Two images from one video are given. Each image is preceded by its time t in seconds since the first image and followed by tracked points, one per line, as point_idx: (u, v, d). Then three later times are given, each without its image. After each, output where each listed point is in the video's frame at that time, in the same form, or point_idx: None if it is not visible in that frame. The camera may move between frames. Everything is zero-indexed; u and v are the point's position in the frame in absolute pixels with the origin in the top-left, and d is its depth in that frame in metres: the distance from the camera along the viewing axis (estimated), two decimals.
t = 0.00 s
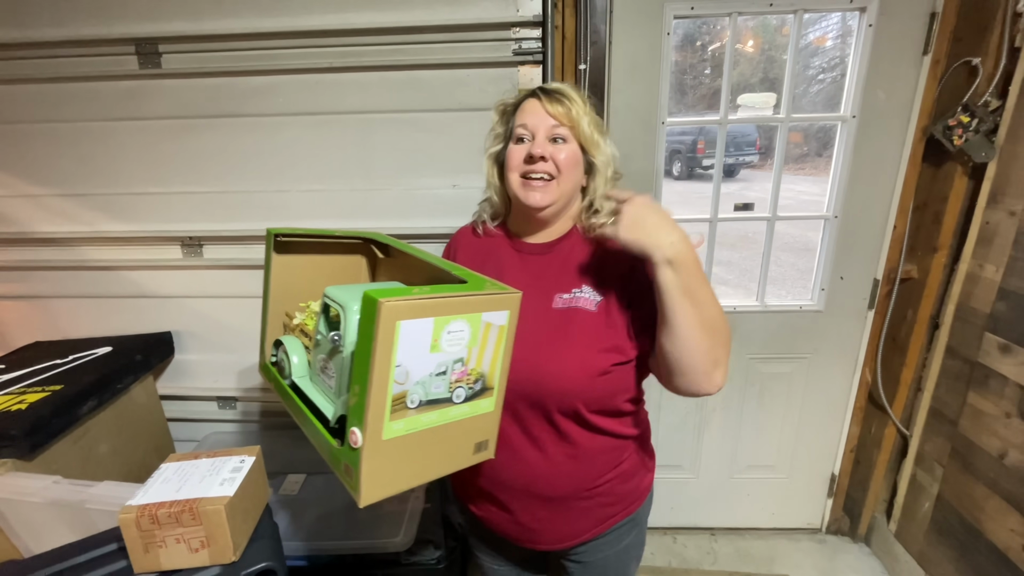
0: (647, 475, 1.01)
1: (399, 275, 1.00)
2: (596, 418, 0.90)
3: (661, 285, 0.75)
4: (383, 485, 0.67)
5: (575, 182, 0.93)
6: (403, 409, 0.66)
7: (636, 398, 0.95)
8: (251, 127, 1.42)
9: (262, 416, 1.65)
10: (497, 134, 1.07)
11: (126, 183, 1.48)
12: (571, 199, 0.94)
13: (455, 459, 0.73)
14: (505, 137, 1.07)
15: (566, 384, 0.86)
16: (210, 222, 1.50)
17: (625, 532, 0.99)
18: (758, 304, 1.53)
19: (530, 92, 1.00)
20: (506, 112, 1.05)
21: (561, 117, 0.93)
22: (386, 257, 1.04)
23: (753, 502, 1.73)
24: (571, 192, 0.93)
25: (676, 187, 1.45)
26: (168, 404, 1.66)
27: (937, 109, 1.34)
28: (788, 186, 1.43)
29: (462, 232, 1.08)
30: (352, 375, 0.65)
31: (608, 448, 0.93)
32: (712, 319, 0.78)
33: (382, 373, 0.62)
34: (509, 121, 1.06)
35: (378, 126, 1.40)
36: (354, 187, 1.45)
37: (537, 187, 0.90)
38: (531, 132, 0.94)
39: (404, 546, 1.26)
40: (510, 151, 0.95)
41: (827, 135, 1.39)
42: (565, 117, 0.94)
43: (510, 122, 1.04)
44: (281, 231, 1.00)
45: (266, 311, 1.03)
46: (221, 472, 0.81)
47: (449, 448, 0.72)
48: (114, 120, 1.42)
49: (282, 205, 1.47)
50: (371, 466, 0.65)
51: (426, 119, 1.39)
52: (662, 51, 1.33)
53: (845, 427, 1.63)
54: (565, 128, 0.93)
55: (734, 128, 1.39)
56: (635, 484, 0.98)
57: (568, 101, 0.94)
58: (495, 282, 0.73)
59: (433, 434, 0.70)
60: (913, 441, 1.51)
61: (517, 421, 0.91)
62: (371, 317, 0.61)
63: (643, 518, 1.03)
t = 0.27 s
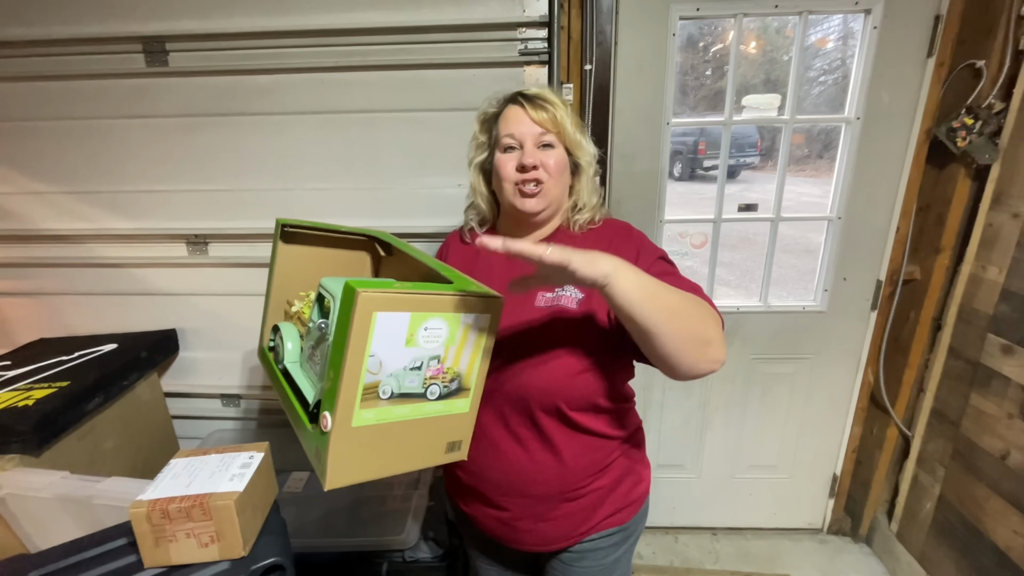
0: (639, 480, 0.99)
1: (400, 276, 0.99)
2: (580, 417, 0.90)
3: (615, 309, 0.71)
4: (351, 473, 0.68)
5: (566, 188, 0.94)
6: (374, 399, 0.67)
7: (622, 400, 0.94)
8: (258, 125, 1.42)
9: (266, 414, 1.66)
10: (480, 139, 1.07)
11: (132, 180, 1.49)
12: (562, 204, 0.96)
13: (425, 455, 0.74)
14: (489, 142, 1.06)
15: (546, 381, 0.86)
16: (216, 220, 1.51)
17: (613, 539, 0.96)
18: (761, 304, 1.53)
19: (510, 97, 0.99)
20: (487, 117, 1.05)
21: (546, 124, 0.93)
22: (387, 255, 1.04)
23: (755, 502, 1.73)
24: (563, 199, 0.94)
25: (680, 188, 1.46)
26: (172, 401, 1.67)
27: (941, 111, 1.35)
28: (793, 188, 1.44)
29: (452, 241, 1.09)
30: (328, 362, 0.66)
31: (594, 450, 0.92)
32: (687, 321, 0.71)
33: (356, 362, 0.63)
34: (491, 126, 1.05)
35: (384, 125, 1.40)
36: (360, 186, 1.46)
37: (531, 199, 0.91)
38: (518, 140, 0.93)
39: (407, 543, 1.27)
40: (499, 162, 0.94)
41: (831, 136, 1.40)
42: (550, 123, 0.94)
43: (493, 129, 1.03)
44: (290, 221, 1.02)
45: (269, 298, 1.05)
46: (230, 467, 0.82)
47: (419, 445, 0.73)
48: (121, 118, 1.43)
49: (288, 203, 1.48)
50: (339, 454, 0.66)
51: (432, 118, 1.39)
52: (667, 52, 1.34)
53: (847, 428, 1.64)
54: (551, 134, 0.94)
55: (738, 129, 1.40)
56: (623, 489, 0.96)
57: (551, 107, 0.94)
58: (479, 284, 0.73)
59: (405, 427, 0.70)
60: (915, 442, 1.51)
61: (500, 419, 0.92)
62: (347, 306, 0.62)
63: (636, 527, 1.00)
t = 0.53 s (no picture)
0: (638, 487, 0.96)
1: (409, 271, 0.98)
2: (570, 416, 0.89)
3: (596, 332, 0.67)
4: (335, 452, 0.70)
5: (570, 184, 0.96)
6: (355, 384, 0.69)
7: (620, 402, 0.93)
8: (265, 125, 1.43)
9: (271, 412, 1.67)
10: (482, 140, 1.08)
11: (140, 179, 1.50)
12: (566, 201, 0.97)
13: (411, 440, 0.76)
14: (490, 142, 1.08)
15: (536, 371, 0.88)
16: (223, 219, 1.52)
17: (607, 542, 0.94)
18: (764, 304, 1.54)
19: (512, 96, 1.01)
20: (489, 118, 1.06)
21: (549, 122, 0.96)
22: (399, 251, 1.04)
23: (757, 501, 1.74)
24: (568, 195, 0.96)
25: (684, 188, 1.47)
26: (178, 399, 1.68)
27: (944, 113, 1.35)
28: (797, 189, 1.45)
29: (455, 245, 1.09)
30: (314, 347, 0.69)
31: (586, 451, 0.90)
32: (670, 313, 0.67)
33: (335, 348, 0.65)
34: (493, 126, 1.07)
35: (390, 125, 1.41)
36: (366, 186, 1.47)
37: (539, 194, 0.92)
38: (522, 138, 0.95)
39: (412, 541, 1.27)
40: (503, 160, 0.96)
41: (834, 138, 1.41)
42: (553, 121, 0.96)
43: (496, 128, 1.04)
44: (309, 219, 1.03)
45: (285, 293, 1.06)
46: (242, 463, 0.83)
47: (404, 430, 0.74)
48: (129, 117, 1.44)
49: (294, 203, 1.49)
50: (321, 435, 0.68)
51: (438, 119, 1.40)
52: (671, 54, 1.35)
53: (848, 427, 1.65)
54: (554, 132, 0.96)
55: (742, 130, 1.40)
56: (618, 492, 0.93)
57: (553, 105, 0.97)
58: (466, 276, 0.73)
59: (388, 413, 0.72)
60: (917, 441, 1.52)
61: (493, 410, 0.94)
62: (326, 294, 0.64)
63: (632, 534, 0.98)
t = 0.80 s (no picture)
0: (636, 492, 0.96)
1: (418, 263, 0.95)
2: (565, 423, 0.89)
3: (585, 347, 0.66)
4: (322, 445, 0.71)
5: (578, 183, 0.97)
6: (346, 380, 0.69)
7: (619, 409, 0.92)
8: (266, 126, 1.44)
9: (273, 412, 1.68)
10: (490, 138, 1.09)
11: (142, 179, 1.50)
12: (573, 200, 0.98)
13: (398, 439, 0.77)
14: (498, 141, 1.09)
15: (531, 374, 0.89)
16: (224, 219, 1.52)
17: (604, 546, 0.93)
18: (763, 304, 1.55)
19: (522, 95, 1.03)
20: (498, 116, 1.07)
21: (558, 120, 0.97)
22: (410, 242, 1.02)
23: (757, 500, 1.75)
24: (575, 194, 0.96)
25: (684, 188, 1.47)
26: (180, 398, 1.69)
27: (942, 113, 1.36)
28: (796, 189, 1.46)
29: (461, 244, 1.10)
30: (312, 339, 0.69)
31: (581, 458, 0.90)
32: (663, 331, 0.65)
33: (328, 344, 0.66)
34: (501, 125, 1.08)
35: (391, 125, 1.42)
36: (367, 186, 1.47)
37: (547, 191, 0.93)
38: (531, 136, 0.96)
39: (414, 539, 1.28)
40: (512, 156, 0.96)
41: (833, 138, 1.42)
42: (562, 119, 0.98)
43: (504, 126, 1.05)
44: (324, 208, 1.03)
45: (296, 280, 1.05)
46: (245, 461, 0.83)
47: (392, 428, 0.75)
48: (131, 118, 1.45)
49: (296, 203, 1.50)
50: (309, 425, 0.70)
51: (439, 119, 1.41)
52: (670, 55, 1.35)
53: (848, 426, 1.66)
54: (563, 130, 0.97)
55: (741, 130, 1.41)
56: (615, 497, 0.93)
57: (562, 104, 0.98)
58: (467, 282, 0.72)
59: (377, 410, 0.73)
60: (916, 440, 1.53)
61: (491, 413, 0.94)
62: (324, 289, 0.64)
63: (631, 539, 0.97)
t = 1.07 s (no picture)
0: (645, 496, 0.95)
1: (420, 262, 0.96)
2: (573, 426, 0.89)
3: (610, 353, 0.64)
4: (331, 451, 0.71)
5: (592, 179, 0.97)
6: (353, 384, 0.69)
7: (627, 413, 0.91)
8: (263, 125, 1.44)
9: (271, 412, 1.67)
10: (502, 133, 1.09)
11: (138, 179, 1.50)
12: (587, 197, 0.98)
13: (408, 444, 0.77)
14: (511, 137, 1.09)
15: (539, 376, 0.89)
16: (221, 219, 1.52)
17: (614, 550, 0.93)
18: (760, 302, 1.55)
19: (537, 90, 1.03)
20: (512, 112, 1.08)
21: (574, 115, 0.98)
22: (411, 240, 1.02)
23: (755, 498, 1.75)
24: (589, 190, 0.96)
25: (681, 187, 1.48)
26: (177, 399, 1.68)
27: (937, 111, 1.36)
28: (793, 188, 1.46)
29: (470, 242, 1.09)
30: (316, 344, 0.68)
31: (591, 462, 0.89)
32: (689, 337, 0.64)
33: (334, 348, 0.65)
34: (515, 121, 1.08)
35: (387, 124, 1.42)
36: (363, 186, 1.47)
37: (561, 185, 0.92)
38: (546, 130, 0.97)
39: (412, 537, 1.28)
40: (527, 149, 0.96)
41: (829, 137, 1.42)
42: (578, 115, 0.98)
43: (518, 120, 1.06)
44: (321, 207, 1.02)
45: (296, 280, 1.05)
46: (241, 460, 0.83)
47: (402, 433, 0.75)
48: (127, 117, 1.44)
49: (293, 202, 1.50)
50: (317, 432, 0.69)
51: (435, 118, 1.41)
52: (666, 53, 1.35)
53: (845, 424, 1.66)
54: (579, 125, 0.98)
55: (737, 129, 1.42)
56: (626, 502, 0.92)
57: (579, 99, 0.99)
58: (475, 281, 0.71)
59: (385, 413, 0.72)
60: (913, 437, 1.53)
61: (498, 419, 0.94)
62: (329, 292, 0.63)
63: (641, 544, 0.96)
